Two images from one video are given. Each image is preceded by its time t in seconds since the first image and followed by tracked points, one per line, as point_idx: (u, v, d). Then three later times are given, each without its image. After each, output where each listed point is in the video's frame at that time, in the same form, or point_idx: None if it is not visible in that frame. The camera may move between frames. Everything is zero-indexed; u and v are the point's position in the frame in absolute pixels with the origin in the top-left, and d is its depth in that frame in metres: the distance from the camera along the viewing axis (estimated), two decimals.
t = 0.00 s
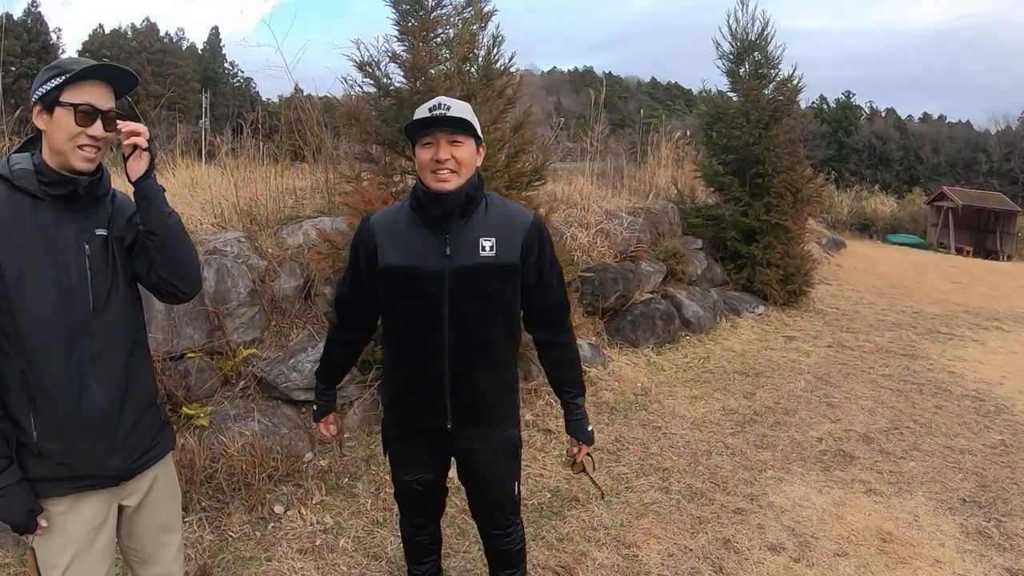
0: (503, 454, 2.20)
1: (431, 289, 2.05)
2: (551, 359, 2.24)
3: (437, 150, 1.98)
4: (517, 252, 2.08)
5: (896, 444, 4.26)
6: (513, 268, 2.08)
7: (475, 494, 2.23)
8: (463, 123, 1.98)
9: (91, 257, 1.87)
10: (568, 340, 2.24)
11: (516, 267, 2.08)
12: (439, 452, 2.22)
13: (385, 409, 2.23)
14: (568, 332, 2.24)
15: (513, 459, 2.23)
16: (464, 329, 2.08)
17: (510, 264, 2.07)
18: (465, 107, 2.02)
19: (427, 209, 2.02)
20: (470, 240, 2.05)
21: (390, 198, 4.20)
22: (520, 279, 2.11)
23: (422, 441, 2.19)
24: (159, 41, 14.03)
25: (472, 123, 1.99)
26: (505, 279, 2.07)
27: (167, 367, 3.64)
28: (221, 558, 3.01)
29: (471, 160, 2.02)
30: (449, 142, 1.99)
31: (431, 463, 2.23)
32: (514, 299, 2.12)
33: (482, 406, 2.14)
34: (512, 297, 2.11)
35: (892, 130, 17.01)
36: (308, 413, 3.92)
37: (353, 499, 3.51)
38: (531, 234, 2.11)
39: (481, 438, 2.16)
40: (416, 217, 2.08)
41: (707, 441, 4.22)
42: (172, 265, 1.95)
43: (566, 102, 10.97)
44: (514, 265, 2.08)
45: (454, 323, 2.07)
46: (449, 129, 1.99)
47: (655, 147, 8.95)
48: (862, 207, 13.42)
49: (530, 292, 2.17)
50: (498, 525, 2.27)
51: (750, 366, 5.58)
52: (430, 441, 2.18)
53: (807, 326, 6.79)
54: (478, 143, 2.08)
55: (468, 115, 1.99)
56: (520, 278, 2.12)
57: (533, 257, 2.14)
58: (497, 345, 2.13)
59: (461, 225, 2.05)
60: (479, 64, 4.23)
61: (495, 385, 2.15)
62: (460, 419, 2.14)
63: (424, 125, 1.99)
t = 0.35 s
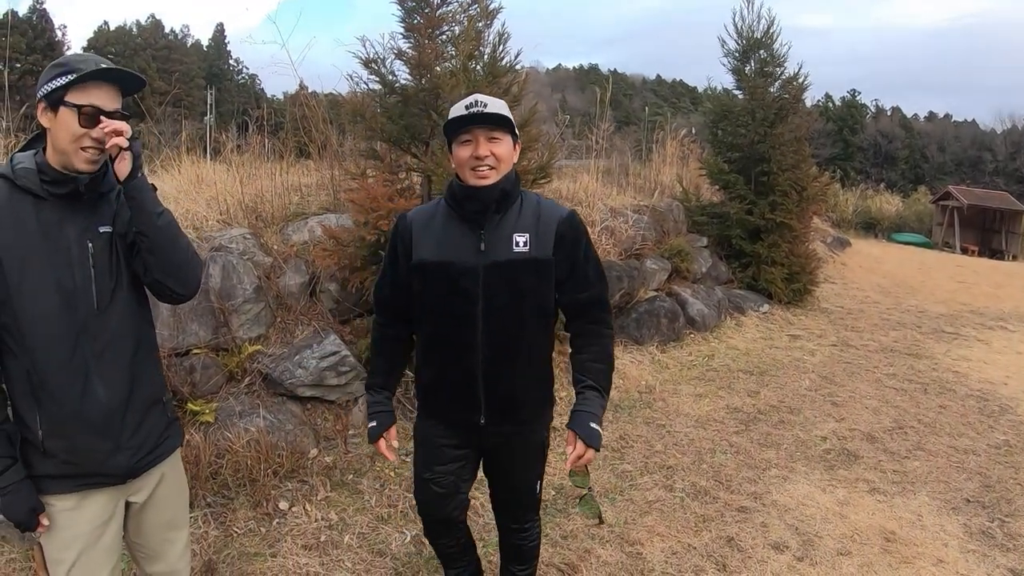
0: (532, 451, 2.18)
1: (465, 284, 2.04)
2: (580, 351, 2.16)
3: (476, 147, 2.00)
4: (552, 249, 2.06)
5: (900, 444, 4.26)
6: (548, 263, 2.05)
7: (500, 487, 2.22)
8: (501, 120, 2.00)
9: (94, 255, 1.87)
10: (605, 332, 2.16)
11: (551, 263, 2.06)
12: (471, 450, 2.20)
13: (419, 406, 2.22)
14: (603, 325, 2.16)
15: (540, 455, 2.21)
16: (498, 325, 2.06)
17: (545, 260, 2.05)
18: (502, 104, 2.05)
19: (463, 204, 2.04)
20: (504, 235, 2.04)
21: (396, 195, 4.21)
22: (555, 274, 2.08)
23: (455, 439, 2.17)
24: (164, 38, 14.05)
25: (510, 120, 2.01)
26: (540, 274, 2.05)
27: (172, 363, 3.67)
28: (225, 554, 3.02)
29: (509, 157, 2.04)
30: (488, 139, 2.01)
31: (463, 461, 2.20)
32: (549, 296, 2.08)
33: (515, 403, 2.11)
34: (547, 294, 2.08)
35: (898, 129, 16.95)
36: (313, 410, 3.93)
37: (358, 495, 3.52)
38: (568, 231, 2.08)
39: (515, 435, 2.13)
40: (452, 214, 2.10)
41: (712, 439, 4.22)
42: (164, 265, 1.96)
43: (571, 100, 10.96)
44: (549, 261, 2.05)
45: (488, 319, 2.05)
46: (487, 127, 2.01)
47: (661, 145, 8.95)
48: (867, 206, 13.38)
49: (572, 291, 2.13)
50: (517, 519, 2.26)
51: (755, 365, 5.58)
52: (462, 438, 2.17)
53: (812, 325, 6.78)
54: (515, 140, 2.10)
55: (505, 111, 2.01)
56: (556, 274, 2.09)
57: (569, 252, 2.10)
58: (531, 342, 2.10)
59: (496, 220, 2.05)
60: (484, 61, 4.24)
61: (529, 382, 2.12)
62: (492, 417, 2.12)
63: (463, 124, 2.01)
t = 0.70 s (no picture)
0: (540, 450, 2.19)
1: (470, 282, 2.05)
2: (590, 350, 2.24)
3: (475, 146, 2.01)
4: (556, 244, 2.07)
5: (901, 443, 4.27)
6: (553, 260, 2.06)
7: (507, 488, 2.22)
8: (498, 118, 2.02)
9: (101, 256, 1.87)
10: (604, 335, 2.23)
11: (555, 258, 2.06)
12: (479, 451, 2.19)
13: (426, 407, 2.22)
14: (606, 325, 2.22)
15: (546, 454, 2.21)
16: (505, 323, 2.07)
17: (550, 256, 2.06)
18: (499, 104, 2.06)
19: (465, 201, 2.04)
20: (508, 233, 2.04)
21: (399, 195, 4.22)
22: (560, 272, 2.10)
23: (462, 438, 2.17)
24: (164, 38, 14.04)
25: (505, 116, 2.02)
26: (545, 271, 2.06)
27: (177, 363, 3.69)
28: (230, 554, 3.02)
29: (507, 154, 2.05)
30: (486, 137, 2.03)
31: (471, 462, 2.21)
32: (554, 291, 2.09)
33: (523, 400, 2.11)
34: (552, 289, 2.09)
35: (898, 129, 16.97)
36: (317, 410, 3.93)
37: (362, 495, 3.52)
38: (570, 226, 2.10)
39: (522, 433, 2.13)
40: (455, 212, 2.10)
41: (714, 439, 4.23)
42: (169, 273, 1.96)
43: (572, 101, 10.97)
44: (554, 256, 2.06)
45: (494, 316, 2.06)
46: (485, 125, 2.03)
47: (662, 146, 8.96)
48: (867, 207, 13.39)
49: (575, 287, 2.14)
50: (523, 520, 2.27)
51: (757, 365, 5.59)
52: (470, 438, 2.16)
53: (813, 325, 6.79)
54: (513, 140, 2.11)
55: (500, 108, 2.02)
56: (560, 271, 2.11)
57: (573, 248, 2.12)
58: (538, 339, 2.11)
59: (499, 217, 2.05)
60: (487, 62, 4.24)
61: (535, 378, 2.13)
62: (499, 415, 2.12)
63: (461, 123, 2.03)
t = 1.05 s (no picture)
0: (543, 450, 2.19)
1: (470, 283, 2.05)
2: (593, 348, 2.23)
3: (467, 147, 2.02)
4: (556, 243, 2.07)
5: (904, 442, 4.27)
6: (552, 259, 2.06)
7: (510, 487, 2.22)
8: (490, 119, 2.02)
9: (103, 258, 1.86)
10: (607, 332, 2.23)
11: (554, 257, 2.06)
12: (481, 451, 2.19)
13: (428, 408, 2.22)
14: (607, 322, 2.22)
15: (548, 451, 2.21)
16: (505, 323, 2.07)
17: (548, 255, 2.06)
18: (493, 104, 2.06)
19: (462, 202, 2.04)
20: (506, 233, 2.04)
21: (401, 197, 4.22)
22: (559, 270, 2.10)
23: (464, 438, 2.18)
24: (165, 43, 14.05)
25: (498, 118, 2.03)
26: (544, 270, 2.06)
27: (181, 365, 3.68)
28: (235, 556, 3.02)
29: (501, 155, 2.05)
30: (479, 138, 2.03)
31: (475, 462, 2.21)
32: (553, 290, 2.10)
33: (525, 399, 2.12)
34: (552, 287, 2.09)
35: (898, 129, 16.99)
36: (321, 412, 3.94)
37: (366, 496, 3.52)
38: (569, 225, 2.10)
39: (525, 431, 2.14)
40: (453, 213, 2.10)
41: (718, 439, 4.23)
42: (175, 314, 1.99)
43: (572, 103, 10.99)
44: (553, 255, 2.06)
45: (494, 315, 2.06)
46: (478, 127, 2.03)
47: (662, 147, 8.98)
48: (868, 207, 13.40)
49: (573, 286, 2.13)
50: (527, 518, 2.27)
51: (759, 365, 5.59)
52: (472, 438, 2.17)
53: (815, 325, 6.80)
54: (509, 139, 2.11)
55: (494, 111, 2.03)
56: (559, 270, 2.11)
57: (572, 247, 2.12)
58: (538, 339, 2.11)
59: (497, 217, 2.05)
60: (489, 63, 4.26)
61: (537, 377, 2.13)
62: (500, 415, 2.12)
63: (455, 125, 2.04)
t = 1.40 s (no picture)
0: (533, 454, 2.13)
1: (458, 279, 2.04)
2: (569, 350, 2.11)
3: (460, 143, 2.02)
4: (543, 241, 2.02)
5: (912, 445, 4.23)
6: (539, 256, 2.01)
7: (503, 491, 2.18)
8: (484, 117, 2.01)
9: (90, 257, 1.83)
10: (590, 334, 2.11)
11: (541, 255, 2.02)
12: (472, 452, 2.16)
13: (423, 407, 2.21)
14: (591, 325, 2.11)
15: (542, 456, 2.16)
16: (492, 320, 2.04)
17: (535, 252, 2.01)
18: (490, 103, 2.06)
19: (453, 199, 2.04)
20: (495, 230, 2.02)
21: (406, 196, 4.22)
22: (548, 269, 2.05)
23: (454, 437, 2.16)
24: (173, 42, 14.05)
25: (495, 119, 2.02)
26: (530, 267, 2.01)
27: (183, 364, 3.67)
28: (235, 555, 3.02)
29: (493, 153, 2.03)
30: (472, 135, 2.03)
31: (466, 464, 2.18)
32: (542, 288, 2.04)
33: (511, 399, 2.08)
34: (539, 286, 2.04)
35: (907, 129, 16.89)
36: (324, 412, 3.94)
37: (369, 496, 3.51)
38: (559, 223, 2.04)
39: (512, 433, 2.09)
40: (447, 211, 2.10)
41: (723, 440, 4.21)
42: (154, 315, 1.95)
43: (579, 103, 10.97)
44: (540, 253, 2.01)
45: (480, 314, 2.04)
46: (473, 125, 2.03)
47: (670, 147, 8.94)
48: (876, 207, 13.32)
49: (562, 286, 2.07)
50: (524, 524, 2.24)
51: (766, 366, 5.56)
52: (462, 437, 2.15)
53: (822, 326, 6.75)
54: (506, 139, 2.09)
55: (493, 112, 2.03)
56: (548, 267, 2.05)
57: (561, 245, 2.05)
58: (526, 338, 2.06)
59: (487, 215, 2.03)
60: (494, 62, 4.24)
61: (525, 378, 2.09)
62: (487, 414, 2.09)
63: (450, 121, 2.05)
